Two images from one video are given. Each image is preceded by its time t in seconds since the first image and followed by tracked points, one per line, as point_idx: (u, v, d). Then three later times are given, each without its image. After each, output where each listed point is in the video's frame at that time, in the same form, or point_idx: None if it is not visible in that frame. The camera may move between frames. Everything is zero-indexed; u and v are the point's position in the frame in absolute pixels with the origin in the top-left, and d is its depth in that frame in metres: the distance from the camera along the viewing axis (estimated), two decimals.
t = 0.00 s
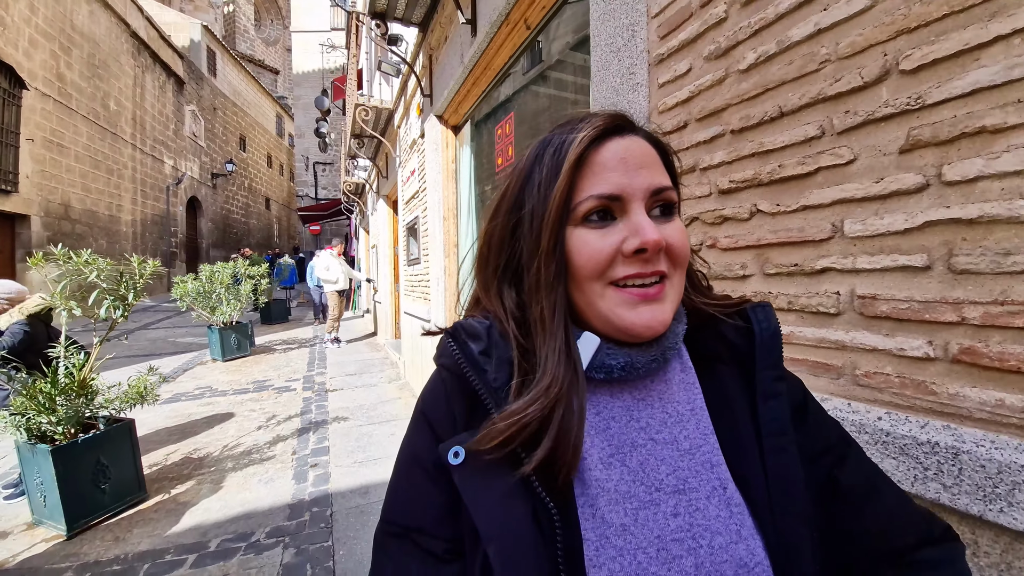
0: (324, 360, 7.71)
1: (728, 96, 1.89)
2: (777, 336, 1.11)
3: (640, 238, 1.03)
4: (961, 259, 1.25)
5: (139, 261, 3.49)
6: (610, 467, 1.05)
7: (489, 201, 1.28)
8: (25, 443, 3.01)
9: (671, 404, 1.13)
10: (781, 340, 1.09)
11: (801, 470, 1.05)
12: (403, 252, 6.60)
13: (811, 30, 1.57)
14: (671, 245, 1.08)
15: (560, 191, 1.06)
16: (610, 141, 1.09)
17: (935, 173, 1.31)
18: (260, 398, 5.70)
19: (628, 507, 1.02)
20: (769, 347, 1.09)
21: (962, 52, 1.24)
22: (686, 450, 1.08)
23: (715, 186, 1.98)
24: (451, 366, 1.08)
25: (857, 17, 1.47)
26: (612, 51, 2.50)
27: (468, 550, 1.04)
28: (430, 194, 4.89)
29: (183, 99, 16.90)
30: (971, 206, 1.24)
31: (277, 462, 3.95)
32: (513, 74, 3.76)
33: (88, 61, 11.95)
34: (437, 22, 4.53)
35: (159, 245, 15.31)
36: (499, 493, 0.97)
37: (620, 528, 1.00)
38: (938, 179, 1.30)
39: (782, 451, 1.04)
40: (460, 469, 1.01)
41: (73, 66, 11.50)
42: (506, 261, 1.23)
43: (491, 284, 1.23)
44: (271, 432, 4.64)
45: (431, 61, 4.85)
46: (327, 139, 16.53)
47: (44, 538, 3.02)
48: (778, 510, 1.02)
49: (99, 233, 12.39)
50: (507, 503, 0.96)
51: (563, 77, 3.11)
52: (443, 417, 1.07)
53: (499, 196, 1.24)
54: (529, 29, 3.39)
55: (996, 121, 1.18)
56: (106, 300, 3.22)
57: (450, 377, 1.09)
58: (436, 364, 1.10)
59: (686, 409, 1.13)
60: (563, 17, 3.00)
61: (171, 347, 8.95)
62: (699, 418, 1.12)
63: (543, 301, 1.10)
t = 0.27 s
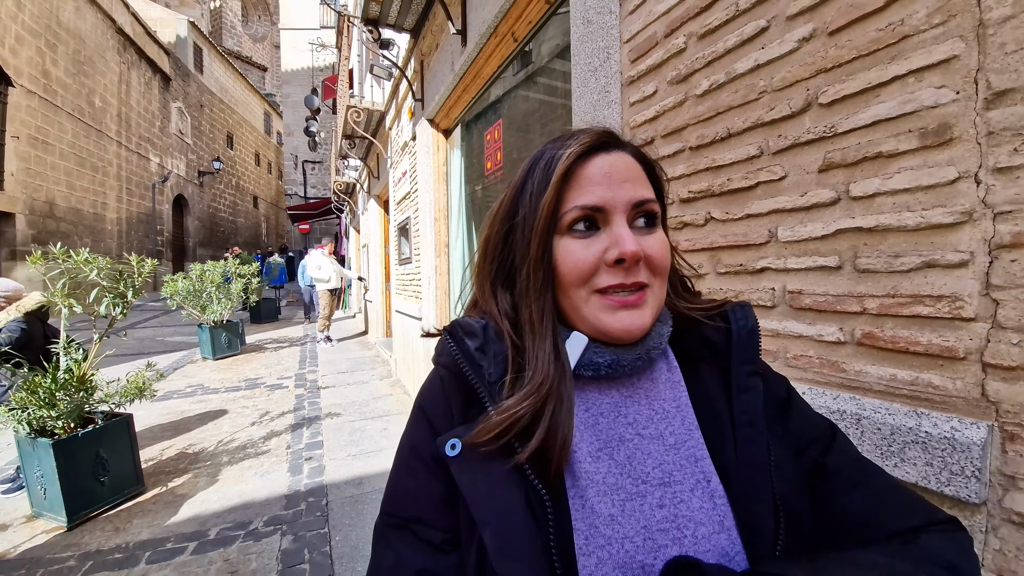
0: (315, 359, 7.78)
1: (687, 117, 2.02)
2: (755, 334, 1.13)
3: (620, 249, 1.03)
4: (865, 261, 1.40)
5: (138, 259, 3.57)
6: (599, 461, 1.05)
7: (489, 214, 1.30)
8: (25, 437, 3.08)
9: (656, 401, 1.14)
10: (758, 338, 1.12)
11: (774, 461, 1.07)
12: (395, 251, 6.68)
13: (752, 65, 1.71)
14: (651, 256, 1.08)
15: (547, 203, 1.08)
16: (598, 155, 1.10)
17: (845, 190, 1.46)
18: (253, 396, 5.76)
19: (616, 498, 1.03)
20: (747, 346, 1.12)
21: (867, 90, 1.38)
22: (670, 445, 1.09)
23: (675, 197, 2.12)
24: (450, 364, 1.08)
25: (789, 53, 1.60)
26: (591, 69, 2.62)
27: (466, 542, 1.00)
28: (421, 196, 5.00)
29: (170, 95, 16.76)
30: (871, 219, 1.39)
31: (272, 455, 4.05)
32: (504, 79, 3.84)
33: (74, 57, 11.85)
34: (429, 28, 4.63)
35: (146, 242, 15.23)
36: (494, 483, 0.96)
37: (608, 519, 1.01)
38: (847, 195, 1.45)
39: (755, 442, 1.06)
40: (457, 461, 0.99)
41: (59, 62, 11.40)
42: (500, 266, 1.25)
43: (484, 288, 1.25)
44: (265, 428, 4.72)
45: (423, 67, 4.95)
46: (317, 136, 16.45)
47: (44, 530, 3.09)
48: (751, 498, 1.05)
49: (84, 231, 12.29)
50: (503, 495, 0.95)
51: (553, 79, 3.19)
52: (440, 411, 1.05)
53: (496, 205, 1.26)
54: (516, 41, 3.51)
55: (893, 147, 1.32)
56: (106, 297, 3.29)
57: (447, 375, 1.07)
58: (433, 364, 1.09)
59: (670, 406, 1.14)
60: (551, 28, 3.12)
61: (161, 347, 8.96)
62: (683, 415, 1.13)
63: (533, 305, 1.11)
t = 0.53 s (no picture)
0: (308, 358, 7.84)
1: (664, 134, 2.14)
2: (747, 342, 1.08)
3: (605, 256, 1.01)
4: (814, 265, 1.55)
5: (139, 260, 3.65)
6: (596, 474, 0.98)
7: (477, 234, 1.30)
8: (27, 434, 3.14)
9: (652, 412, 1.05)
10: (750, 345, 1.07)
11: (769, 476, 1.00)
12: (388, 252, 6.75)
13: (719, 91, 1.86)
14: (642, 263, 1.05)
15: (530, 216, 1.08)
16: (576, 170, 1.12)
17: (796, 203, 1.61)
18: (247, 394, 5.80)
19: (614, 512, 0.95)
20: (739, 353, 1.06)
21: (812, 119, 1.54)
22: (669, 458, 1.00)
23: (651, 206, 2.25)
24: (446, 380, 1.07)
25: (749, 82, 1.75)
26: (579, 85, 2.73)
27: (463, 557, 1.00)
28: (416, 198, 5.10)
29: (157, 93, 16.64)
30: (815, 231, 1.56)
31: (270, 452, 4.12)
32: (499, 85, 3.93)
33: (62, 54, 11.80)
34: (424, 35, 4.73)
35: (133, 241, 15.14)
36: (488, 499, 0.94)
37: (607, 534, 0.94)
38: (798, 208, 1.60)
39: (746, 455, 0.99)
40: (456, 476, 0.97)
41: (47, 60, 11.33)
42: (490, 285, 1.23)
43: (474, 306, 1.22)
44: (261, 426, 4.79)
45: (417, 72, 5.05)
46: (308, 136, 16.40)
47: (46, 524, 3.15)
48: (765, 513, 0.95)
49: (71, 230, 12.19)
50: (498, 511, 0.92)
51: (545, 83, 3.29)
52: (438, 428, 1.06)
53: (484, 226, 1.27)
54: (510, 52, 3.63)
55: (834, 168, 1.48)
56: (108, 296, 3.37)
57: (442, 393, 1.07)
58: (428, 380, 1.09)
59: (667, 416, 1.05)
60: (543, 38, 3.23)
61: (152, 346, 8.95)
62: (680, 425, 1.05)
63: (522, 317, 1.08)
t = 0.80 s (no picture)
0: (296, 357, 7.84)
1: (645, 141, 2.27)
2: (733, 334, 1.10)
3: (586, 265, 1.05)
4: (777, 265, 1.70)
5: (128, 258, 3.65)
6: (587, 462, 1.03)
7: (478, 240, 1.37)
8: (16, 432, 3.13)
9: (643, 405, 1.08)
10: (735, 337, 1.09)
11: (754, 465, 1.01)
12: (377, 252, 6.77)
13: (694, 104, 2.00)
14: (623, 270, 1.07)
15: (518, 226, 1.14)
16: (567, 177, 1.16)
17: (761, 209, 1.76)
18: (235, 393, 5.79)
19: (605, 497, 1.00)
20: (723, 346, 1.08)
21: (775, 131, 1.69)
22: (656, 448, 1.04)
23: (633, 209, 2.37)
24: (448, 372, 1.16)
25: (722, 97, 1.89)
26: (566, 92, 2.82)
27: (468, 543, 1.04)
28: (406, 196, 5.16)
29: (139, 88, 16.38)
30: (778, 233, 1.70)
31: (260, 449, 4.16)
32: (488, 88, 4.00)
33: (41, 48, 11.57)
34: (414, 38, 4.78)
35: (112, 240, 14.90)
36: (487, 485, 0.99)
37: (598, 515, 0.98)
38: (763, 213, 1.76)
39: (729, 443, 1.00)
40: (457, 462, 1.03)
41: (26, 54, 11.11)
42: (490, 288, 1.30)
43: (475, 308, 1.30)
44: (250, 424, 4.80)
45: (407, 74, 5.08)
46: (295, 133, 16.26)
47: (35, 522, 3.15)
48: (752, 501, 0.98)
49: (48, 227, 11.94)
50: (495, 497, 0.98)
51: (533, 86, 3.37)
52: (442, 417, 1.13)
53: (486, 230, 1.34)
54: (499, 57, 3.69)
55: (793, 176, 1.63)
56: (98, 294, 3.36)
57: (447, 383, 1.16)
58: (435, 373, 1.19)
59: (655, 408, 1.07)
60: (532, 43, 3.31)
61: (135, 346, 8.84)
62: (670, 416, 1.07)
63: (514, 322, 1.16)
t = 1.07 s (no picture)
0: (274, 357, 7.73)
1: (625, 143, 2.32)
2: (756, 331, 1.09)
3: (567, 267, 1.06)
4: (747, 262, 1.79)
5: (98, 256, 3.57)
6: (581, 448, 1.07)
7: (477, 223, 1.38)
8: None
9: (642, 396, 1.12)
10: (756, 333, 1.07)
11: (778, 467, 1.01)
12: (358, 250, 6.71)
13: (670, 108, 2.07)
14: (607, 268, 1.08)
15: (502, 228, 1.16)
16: (548, 173, 1.14)
17: (732, 209, 1.84)
18: (211, 395, 5.68)
19: (596, 483, 1.03)
20: (745, 341, 1.07)
21: (745, 136, 1.77)
22: (653, 438, 1.07)
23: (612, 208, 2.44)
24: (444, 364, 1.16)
25: (695, 102, 1.96)
26: (549, 93, 2.85)
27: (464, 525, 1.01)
28: (388, 194, 5.13)
29: (108, 82, 15.91)
30: (747, 232, 1.79)
31: (238, 451, 4.11)
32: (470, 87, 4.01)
33: (4, 39, 11.17)
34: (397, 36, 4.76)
35: (79, 237, 14.45)
36: (480, 464, 0.99)
37: (587, 500, 1.01)
38: (734, 212, 1.84)
39: (751, 441, 1.00)
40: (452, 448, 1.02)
41: None
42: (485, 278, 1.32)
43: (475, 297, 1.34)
44: (228, 426, 4.73)
45: (389, 72, 5.06)
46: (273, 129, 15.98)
47: (3, 529, 3.05)
48: (747, 497, 0.98)
49: (11, 224, 11.52)
50: (486, 479, 0.98)
51: (516, 86, 3.40)
52: (442, 401, 1.13)
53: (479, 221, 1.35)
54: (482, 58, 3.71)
55: (762, 178, 1.72)
56: (67, 294, 3.28)
57: (443, 374, 1.16)
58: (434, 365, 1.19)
59: (656, 401, 1.11)
60: (515, 44, 3.33)
61: (104, 348, 8.60)
62: (672, 410, 1.10)
63: (503, 319, 1.18)
